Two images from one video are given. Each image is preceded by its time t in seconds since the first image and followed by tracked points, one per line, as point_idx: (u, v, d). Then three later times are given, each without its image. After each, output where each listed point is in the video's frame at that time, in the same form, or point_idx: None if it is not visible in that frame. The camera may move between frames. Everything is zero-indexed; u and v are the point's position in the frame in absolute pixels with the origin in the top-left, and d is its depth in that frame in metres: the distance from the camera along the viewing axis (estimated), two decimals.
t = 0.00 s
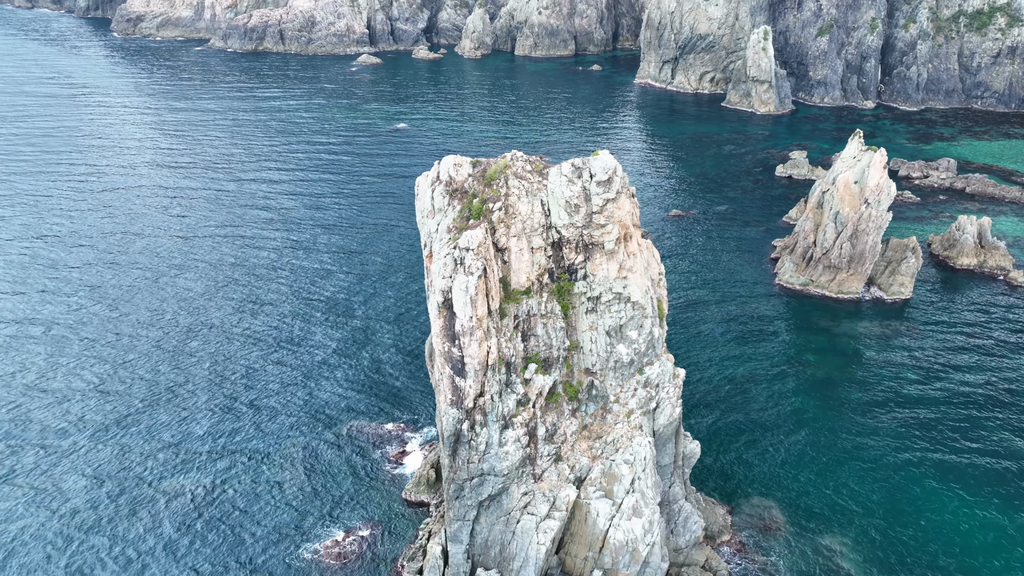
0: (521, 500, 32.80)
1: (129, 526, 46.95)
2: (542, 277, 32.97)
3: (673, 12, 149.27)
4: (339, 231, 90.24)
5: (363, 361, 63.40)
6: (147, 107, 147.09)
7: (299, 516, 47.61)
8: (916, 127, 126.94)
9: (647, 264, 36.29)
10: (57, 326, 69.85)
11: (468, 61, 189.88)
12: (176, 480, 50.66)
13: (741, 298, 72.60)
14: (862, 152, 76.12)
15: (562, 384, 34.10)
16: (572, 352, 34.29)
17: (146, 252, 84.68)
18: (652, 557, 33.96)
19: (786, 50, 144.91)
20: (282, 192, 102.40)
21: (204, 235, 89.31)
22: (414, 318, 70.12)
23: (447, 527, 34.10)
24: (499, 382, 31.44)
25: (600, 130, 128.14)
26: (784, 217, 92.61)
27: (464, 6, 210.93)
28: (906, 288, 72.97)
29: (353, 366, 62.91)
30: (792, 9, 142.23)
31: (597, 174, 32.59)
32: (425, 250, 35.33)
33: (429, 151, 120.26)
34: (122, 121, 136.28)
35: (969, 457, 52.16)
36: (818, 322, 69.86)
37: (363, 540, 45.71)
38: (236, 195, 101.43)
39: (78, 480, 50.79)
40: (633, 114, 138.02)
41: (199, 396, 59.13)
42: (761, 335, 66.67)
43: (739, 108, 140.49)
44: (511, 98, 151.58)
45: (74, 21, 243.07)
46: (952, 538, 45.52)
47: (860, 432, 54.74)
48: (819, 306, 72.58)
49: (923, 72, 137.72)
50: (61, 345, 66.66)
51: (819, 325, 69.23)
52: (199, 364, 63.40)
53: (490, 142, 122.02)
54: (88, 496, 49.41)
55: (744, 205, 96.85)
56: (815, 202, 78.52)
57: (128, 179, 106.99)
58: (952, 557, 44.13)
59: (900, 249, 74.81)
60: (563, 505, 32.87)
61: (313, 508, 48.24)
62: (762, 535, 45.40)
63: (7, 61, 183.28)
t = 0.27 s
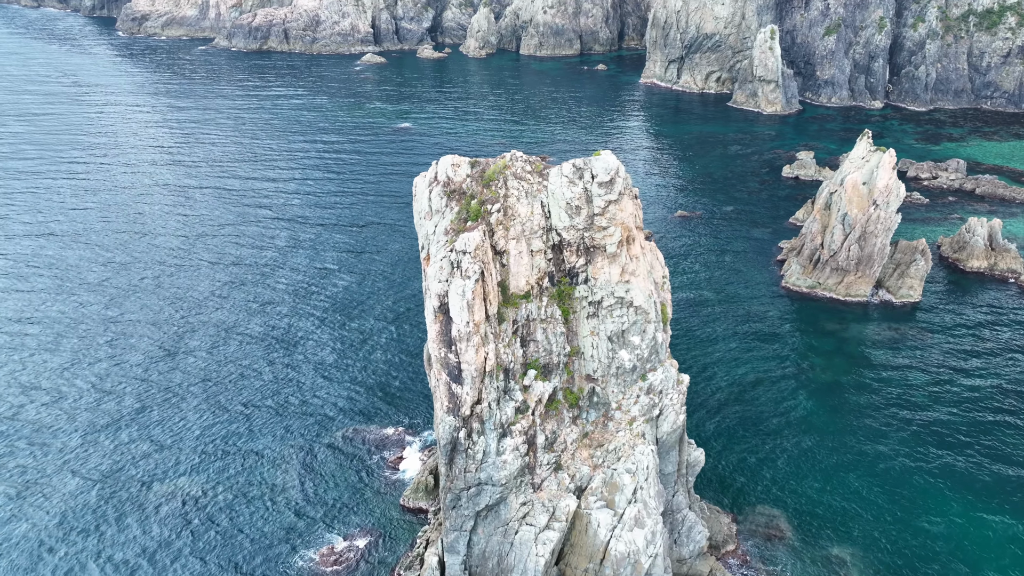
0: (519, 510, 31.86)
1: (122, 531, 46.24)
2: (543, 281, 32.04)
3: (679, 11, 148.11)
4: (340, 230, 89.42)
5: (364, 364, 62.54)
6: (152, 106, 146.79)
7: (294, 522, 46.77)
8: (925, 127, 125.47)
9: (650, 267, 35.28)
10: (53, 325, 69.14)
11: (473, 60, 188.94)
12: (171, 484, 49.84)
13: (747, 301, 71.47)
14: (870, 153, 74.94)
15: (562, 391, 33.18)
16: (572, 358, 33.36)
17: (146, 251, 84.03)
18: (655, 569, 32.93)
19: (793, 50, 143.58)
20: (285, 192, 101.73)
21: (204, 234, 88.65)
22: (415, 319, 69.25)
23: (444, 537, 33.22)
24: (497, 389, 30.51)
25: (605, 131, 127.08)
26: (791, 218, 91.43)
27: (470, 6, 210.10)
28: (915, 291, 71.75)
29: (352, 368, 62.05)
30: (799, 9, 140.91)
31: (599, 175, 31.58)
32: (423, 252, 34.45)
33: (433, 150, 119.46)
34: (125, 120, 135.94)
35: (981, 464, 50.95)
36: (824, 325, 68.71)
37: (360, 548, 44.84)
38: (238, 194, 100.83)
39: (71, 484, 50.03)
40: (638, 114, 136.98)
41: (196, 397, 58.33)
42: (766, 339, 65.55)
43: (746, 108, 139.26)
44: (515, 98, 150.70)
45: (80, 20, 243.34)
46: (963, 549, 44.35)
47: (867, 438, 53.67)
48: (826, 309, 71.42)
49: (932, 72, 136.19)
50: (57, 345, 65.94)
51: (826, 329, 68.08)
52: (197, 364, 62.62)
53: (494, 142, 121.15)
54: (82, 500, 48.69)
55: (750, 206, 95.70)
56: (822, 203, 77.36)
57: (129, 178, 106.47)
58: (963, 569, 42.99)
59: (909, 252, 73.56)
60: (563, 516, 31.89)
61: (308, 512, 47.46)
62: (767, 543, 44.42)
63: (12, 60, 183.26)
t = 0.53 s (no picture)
0: (517, 520, 30.98)
1: (115, 537, 45.64)
2: (542, 284, 31.17)
3: (685, 10, 146.94)
4: (342, 230, 88.70)
5: (364, 365, 61.72)
6: (155, 104, 146.42)
7: (290, 527, 46.05)
8: (933, 128, 124.10)
9: (653, 270, 34.33)
10: (52, 325, 68.64)
11: (478, 60, 188.04)
12: (166, 489, 49.20)
13: (752, 303, 70.44)
14: (878, 153, 73.80)
15: (562, 397, 32.32)
16: (573, 363, 32.47)
17: (146, 250, 83.47)
18: None
19: (800, 49, 142.41)
20: (287, 191, 101.08)
21: (205, 233, 88.08)
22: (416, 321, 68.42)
23: (441, 547, 32.37)
24: (495, 395, 29.64)
25: (610, 131, 126.09)
26: (798, 219, 90.31)
27: (475, 5, 209.24)
28: (924, 294, 70.59)
29: (352, 370, 61.27)
30: (806, 8, 139.69)
31: (601, 175, 30.59)
32: (421, 254, 33.63)
33: (436, 150, 118.67)
34: (129, 119, 135.57)
35: (991, 472, 49.85)
36: (831, 328, 67.62)
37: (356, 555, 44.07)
38: (240, 194, 100.27)
39: (66, 488, 49.50)
40: (643, 114, 135.97)
41: (193, 400, 57.65)
42: (772, 342, 64.53)
43: (752, 108, 138.09)
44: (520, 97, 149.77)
45: (86, 19, 243.47)
46: (973, 560, 43.30)
47: (875, 444, 52.61)
48: (833, 312, 70.33)
49: (941, 72, 134.70)
50: (55, 345, 65.42)
51: (833, 332, 67.01)
52: (195, 365, 61.97)
53: (497, 142, 120.30)
54: (77, 504, 48.13)
55: (756, 207, 94.63)
56: (830, 204, 76.24)
57: (131, 177, 106.00)
58: None
59: (918, 254, 72.37)
60: (563, 526, 30.99)
61: (305, 518, 46.69)
62: (772, 552, 43.51)
63: (17, 59, 183.31)
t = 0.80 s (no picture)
0: (514, 530, 30.09)
1: (108, 542, 44.94)
2: (540, 287, 30.30)
3: (691, 9, 145.79)
4: (343, 229, 88.02)
5: (363, 366, 60.95)
6: (159, 103, 146.07)
7: (285, 533, 45.24)
8: (941, 128, 122.73)
9: (655, 273, 33.40)
10: (49, 325, 68.06)
11: (482, 59, 187.21)
12: (160, 492, 48.48)
13: (757, 306, 69.41)
14: (886, 153, 72.69)
15: (561, 403, 31.47)
16: (572, 368, 31.66)
17: (146, 249, 82.89)
18: None
19: (807, 49, 141.15)
20: (289, 190, 100.39)
21: (205, 232, 87.49)
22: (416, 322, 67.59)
23: (435, 557, 31.54)
24: (491, 402, 28.77)
25: (614, 130, 125.07)
26: (804, 220, 89.19)
27: (479, 4, 208.41)
28: (932, 297, 69.40)
29: (351, 371, 60.49)
30: (812, 8, 138.50)
31: (601, 175, 29.69)
32: (417, 256, 32.78)
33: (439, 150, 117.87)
34: (132, 117, 135.24)
35: (1001, 478, 48.79)
36: (837, 331, 66.52)
37: (351, 562, 43.31)
38: (241, 192, 99.68)
39: (60, 492, 48.86)
40: (648, 114, 135.00)
41: (189, 401, 56.90)
42: (777, 344, 63.49)
43: (758, 108, 136.89)
44: (524, 97, 148.87)
45: (91, 19, 243.56)
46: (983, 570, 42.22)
47: (882, 449, 51.58)
48: (839, 314, 69.24)
49: (949, 71, 133.32)
50: (52, 346, 64.86)
51: (839, 335, 65.91)
52: (193, 366, 61.28)
53: (501, 142, 119.49)
54: (70, 508, 47.45)
55: (761, 208, 93.55)
56: (836, 205, 75.17)
57: (133, 175, 105.55)
58: None
59: (926, 256, 71.23)
60: (560, 536, 30.15)
61: (300, 523, 45.91)
62: (777, 561, 42.53)
63: (22, 58, 183.23)
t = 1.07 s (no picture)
0: (510, 541, 29.16)
1: (100, 549, 44.31)
2: (538, 291, 29.38)
3: (697, 8, 144.59)
4: (344, 228, 87.22)
5: (361, 368, 60.09)
6: (162, 102, 145.65)
7: (279, 540, 44.49)
8: (950, 128, 121.27)
9: (657, 276, 32.42)
10: (47, 324, 67.50)
11: (487, 59, 186.31)
12: (154, 497, 47.79)
13: (763, 308, 68.33)
14: (895, 154, 71.50)
15: (559, 410, 30.56)
16: (571, 374, 30.71)
17: (146, 248, 82.28)
18: None
19: (814, 48, 139.51)
20: (291, 189, 99.74)
21: (205, 231, 86.85)
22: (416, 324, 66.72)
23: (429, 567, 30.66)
24: (486, 409, 27.85)
25: (619, 130, 124.02)
26: (810, 221, 87.98)
27: (484, 3, 207.62)
28: (941, 300, 68.17)
29: (349, 373, 59.65)
30: (820, 7, 136.88)
31: (601, 175, 28.72)
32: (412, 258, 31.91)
33: (442, 149, 117.06)
34: (135, 116, 134.91)
35: (1011, 487, 47.64)
36: (844, 335, 65.38)
37: (346, 570, 42.56)
38: (243, 191, 99.06)
39: (52, 495, 48.24)
40: (653, 113, 133.97)
41: (185, 403, 56.19)
42: (783, 348, 62.40)
43: (764, 107, 135.67)
44: (529, 96, 147.97)
45: (96, 17, 243.61)
46: None
47: (890, 456, 50.48)
48: (846, 317, 68.11)
49: (958, 71, 131.81)
50: (48, 346, 64.26)
51: (846, 338, 64.80)
52: (190, 367, 60.58)
53: (504, 141, 118.62)
54: (62, 513, 46.86)
55: (767, 209, 92.41)
56: (843, 207, 73.98)
57: (134, 174, 105.02)
58: None
59: (935, 258, 69.97)
60: (558, 547, 29.18)
61: (296, 530, 45.14)
62: (781, 572, 41.54)
63: (26, 56, 183.15)
